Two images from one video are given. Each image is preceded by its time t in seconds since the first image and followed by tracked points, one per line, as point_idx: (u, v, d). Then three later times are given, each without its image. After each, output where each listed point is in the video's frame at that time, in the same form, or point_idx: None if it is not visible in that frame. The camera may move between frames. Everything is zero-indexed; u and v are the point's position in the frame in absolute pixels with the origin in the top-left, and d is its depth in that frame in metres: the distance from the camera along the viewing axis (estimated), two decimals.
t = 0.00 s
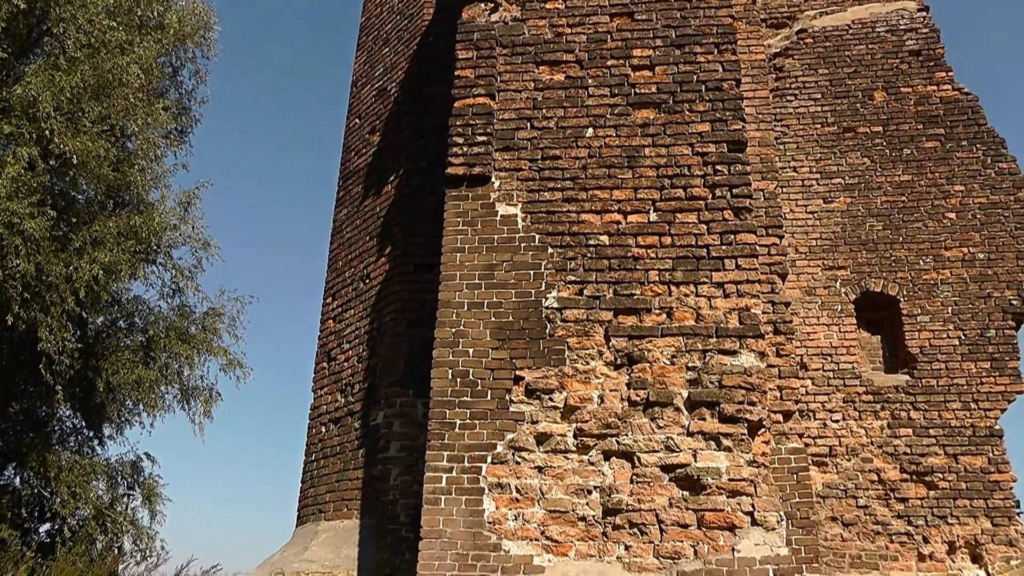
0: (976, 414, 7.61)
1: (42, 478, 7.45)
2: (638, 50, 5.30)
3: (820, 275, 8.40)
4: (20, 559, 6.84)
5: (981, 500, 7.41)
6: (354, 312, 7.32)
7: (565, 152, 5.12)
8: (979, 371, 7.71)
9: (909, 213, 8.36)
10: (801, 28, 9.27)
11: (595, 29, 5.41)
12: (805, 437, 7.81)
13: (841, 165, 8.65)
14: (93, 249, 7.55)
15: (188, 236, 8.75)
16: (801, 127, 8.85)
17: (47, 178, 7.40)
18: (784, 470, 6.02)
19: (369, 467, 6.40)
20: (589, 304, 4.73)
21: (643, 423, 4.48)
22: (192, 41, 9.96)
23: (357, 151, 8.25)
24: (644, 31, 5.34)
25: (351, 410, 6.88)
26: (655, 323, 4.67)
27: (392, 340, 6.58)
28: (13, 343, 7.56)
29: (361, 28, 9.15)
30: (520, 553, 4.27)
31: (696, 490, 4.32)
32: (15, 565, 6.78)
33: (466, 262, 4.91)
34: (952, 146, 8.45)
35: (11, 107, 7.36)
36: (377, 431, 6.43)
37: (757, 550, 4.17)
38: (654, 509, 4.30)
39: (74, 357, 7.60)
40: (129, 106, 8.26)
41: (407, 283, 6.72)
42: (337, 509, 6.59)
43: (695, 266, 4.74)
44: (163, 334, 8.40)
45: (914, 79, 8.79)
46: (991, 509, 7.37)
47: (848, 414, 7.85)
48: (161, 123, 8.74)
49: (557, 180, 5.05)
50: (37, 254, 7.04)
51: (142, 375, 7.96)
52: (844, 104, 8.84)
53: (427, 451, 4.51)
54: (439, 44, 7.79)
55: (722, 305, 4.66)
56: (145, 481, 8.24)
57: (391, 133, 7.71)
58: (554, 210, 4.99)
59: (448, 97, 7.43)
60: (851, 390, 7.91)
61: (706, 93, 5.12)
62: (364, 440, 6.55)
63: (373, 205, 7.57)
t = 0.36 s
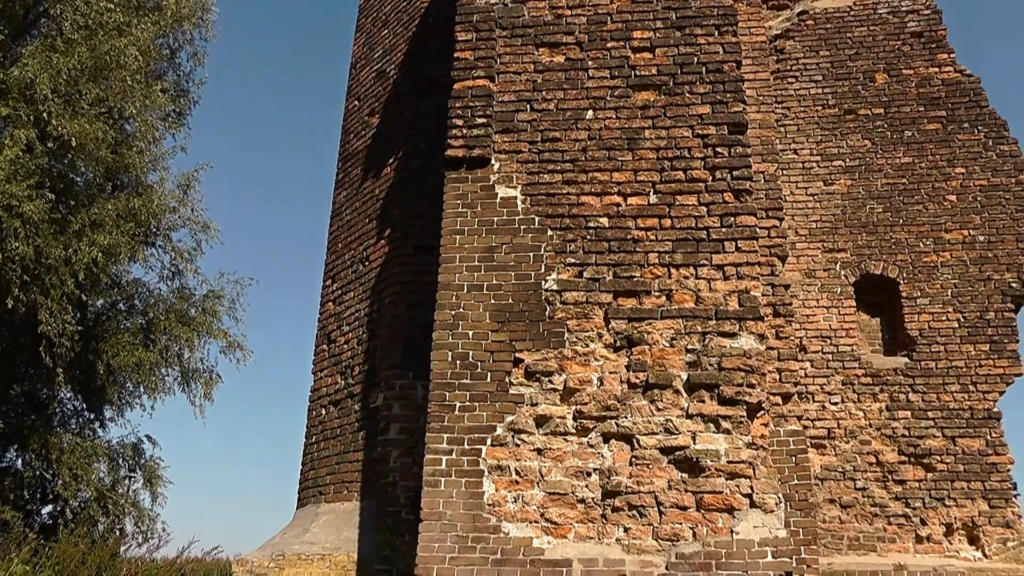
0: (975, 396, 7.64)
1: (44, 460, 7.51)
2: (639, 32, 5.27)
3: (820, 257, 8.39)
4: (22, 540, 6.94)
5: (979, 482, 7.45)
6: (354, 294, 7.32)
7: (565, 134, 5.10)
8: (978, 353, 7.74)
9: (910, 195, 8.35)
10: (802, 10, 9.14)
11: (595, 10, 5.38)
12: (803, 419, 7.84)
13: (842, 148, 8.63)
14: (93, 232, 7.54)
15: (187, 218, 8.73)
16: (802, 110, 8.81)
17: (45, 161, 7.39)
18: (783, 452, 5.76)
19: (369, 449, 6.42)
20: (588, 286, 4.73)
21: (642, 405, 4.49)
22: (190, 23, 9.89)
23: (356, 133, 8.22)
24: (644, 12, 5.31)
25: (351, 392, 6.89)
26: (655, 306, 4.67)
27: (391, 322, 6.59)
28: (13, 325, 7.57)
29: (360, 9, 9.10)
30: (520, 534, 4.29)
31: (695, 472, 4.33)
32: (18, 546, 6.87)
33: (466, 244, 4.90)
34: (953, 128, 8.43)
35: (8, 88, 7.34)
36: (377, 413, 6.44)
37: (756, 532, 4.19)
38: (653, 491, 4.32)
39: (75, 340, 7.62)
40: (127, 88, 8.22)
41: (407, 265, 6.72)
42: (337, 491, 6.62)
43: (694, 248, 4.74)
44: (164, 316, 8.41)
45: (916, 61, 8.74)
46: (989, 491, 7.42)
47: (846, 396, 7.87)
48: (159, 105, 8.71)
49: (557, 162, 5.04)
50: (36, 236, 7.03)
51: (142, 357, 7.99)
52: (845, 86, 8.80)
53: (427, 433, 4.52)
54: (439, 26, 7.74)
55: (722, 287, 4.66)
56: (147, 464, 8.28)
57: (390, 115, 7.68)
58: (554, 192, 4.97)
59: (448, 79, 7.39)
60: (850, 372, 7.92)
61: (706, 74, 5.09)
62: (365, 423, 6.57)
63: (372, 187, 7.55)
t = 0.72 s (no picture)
0: (974, 378, 7.67)
1: (46, 442, 7.56)
2: (639, 14, 5.24)
3: (820, 240, 8.39)
4: (25, 522, 7.03)
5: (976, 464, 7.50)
6: (354, 277, 7.32)
7: (565, 117, 5.08)
8: (977, 336, 7.76)
9: (911, 177, 8.33)
10: None
11: None
12: (803, 401, 7.86)
13: (842, 130, 8.60)
14: (92, 214, 7.53)
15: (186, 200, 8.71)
16: (803, 92, 8.77)
17: (43, 143, 7.37)
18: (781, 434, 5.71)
19: (369, 432, 6.45)
20: (589, 269, 4.72)
21: (643, 387, 4.50)
22: (188, 4, 9.82)
23: (355, 116, 8.19)
24: None
25: (351, 375, 6.90)
26: (655, 288, 4.67)
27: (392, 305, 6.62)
28: (13, 307, 7.60)
29: None
30: (519, 517, 4.30)
31: (694, 455, 4.35)
32: (21, 528, 6.95)
33: (466, 227, 4.88)
34: (955, 110, 8.39)
35: (6, 70, 7.34)
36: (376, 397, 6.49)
37: (755, 514, 4.21)
38: (653, 473, 4.34)
39: (75, 323, 7.64)
40: (125, 70, 8.19)
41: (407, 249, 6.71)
42: (337, 474, 6.64)
43: (695, 231, 4.74)
44: (164, 298, 8.41)
45: (918, 43, 8.69)
46: (987, 473, 7.46)
47: (846, 378, 7.89)
48: (158, 87, 8.67)
49: (557, 144, 5.02)
50: (35, 219, 7.02)
51: (142, 339, 8.01)
52: (846, 68, 8.76)
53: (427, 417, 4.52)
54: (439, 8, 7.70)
55: (722, 269, 4.66)
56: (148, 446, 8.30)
57: (390, 97, 7.65)
58: (554, 174, 4.96)
59: (449, 61, 7.36)
60: (849, 355, 7.94)
61: (707, 57, 5.07)
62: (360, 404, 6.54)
63: (372, 169, 7.52)
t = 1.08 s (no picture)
0: (973, 360, 7.70)
1: (48, 424, 7.73)
2: None
3: (821, 222, 8.37)
4: (28, 504, 7.33)
5: (974, 445, 7.55)
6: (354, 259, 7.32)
7: (566, 99, 5.06)
8: (976, 318, 7.78)
9: (912, 159, 8.30)
10: None
11: None
12: (802, 383, 7.88)
13: (844, 112, 8.53)
14: (91, 196, 7.52)
15: (185, 182, 8.69)
16: (805, 74, 8.69)
17: (41, 125, 7.37)
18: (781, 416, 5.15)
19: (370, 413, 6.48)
20: (589, 251, 4.72)
21: (647, 377, 4.51)
22: None
23: (354, 97, 8.14)
24: None
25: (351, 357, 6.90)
26: (656, 279, 4.66)
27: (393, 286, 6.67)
28: (12, 291, 7.62)
29: None
30: (519, 498, 4.31)
31: (694, 436, 4.37)
32: (24, 509, 7.26)
33: (465, 207, 4.84)
34: (957, 92, 8.36)
35: (2, 51, 7.35)
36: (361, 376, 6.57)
37: (754, 496, 4.22)
38: (652, 455, 4.36)
39: (76, 305, 7.67)
40: (123, 51, 8.13)
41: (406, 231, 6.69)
42: (338, 456, 6.67)
43: (695, 212, 4.73)
44: (164, 280, 8.41)
45: (920, 25, 8.62)
46: (984, 454, 7.52)
47: (844, 360, 7.91)
48: (156, 69, 8.62)
49: (557, 126, 5.00)
50: (35, 201, 7.05)
51: (143, 322, 8.05)
52: (848, 49, 8.68)
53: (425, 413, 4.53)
54: None
55: (723, 250, 4.66)
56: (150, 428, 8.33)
57: (390, 78, 7.61)
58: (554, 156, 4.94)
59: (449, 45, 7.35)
60: (849, 337, 7.95)
61: (708, 38, 5.04)
62: (364, 388, 5.67)
63: (372, 150, 7.50)
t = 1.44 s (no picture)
0: (972, 343, 7.72)
1: (48, 406, 7.77)
2: None
3: (821, 204, 8.36)
4: (30, 485, 7.47)
5: (972, 428, 7.60)
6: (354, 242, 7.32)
7: (565, 80, 5.03)
8: (976, 300, 7.80)
9: (913, 141, 8.27)
10: None
11: None
12: (801, 365, 7.90)
13: (845, 94, 8.48)
14: (89, 178, 7.51)
15: (185, 164, 8.68)
16: (805, 55, 8.64)
17: (39, 107, 7.35)
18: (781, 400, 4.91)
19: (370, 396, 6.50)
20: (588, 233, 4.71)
21: (647, 377, 4.43)
22: None
23: (353, 79, 8.10)
24: None
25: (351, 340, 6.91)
26: (656, 280, 4.46)
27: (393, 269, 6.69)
28: (11, 274, 7.61)
29: None
30: (519, 480, 4.32)
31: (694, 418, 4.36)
32: (27, 491, 7.42)
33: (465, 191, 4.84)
34: (959, 74, 8.31)
35: None
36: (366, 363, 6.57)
37: (753, 477, 4.23)
38: (652, 437, 4.36)
39: (75, 287, 7.69)
40: (121, 32, 8.09)
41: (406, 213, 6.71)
42: (338, 438, 6.69)
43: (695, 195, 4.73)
44: (163, 262, 8.41)
45: (923, 5, 8.53)
46: (983, 436, 7.56)
47: (844, 342, 7.93)
48: (154, 50, 8.58)
49: (557, 108, 4.98)
50: (34, 183, 7.05)
51: (143, 304, 8.08)
52: (849, 31, 8.62)
53: (424, 413, 4.41)
54: None
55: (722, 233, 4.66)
56: (150, 410, 8.36)
57: (389, 60, 7.56)
58: (554, 138, 4.94)
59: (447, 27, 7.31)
60: (849, 319, 7.97)
61: (709, 19, 5.02)
62: (368, 385, 4.44)
63: (372, 132, 7.46)
